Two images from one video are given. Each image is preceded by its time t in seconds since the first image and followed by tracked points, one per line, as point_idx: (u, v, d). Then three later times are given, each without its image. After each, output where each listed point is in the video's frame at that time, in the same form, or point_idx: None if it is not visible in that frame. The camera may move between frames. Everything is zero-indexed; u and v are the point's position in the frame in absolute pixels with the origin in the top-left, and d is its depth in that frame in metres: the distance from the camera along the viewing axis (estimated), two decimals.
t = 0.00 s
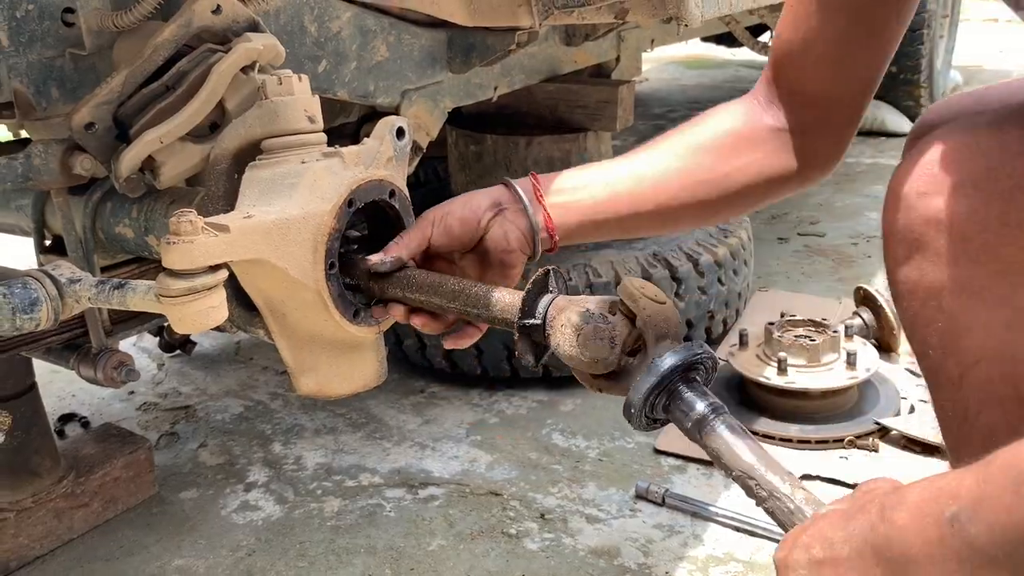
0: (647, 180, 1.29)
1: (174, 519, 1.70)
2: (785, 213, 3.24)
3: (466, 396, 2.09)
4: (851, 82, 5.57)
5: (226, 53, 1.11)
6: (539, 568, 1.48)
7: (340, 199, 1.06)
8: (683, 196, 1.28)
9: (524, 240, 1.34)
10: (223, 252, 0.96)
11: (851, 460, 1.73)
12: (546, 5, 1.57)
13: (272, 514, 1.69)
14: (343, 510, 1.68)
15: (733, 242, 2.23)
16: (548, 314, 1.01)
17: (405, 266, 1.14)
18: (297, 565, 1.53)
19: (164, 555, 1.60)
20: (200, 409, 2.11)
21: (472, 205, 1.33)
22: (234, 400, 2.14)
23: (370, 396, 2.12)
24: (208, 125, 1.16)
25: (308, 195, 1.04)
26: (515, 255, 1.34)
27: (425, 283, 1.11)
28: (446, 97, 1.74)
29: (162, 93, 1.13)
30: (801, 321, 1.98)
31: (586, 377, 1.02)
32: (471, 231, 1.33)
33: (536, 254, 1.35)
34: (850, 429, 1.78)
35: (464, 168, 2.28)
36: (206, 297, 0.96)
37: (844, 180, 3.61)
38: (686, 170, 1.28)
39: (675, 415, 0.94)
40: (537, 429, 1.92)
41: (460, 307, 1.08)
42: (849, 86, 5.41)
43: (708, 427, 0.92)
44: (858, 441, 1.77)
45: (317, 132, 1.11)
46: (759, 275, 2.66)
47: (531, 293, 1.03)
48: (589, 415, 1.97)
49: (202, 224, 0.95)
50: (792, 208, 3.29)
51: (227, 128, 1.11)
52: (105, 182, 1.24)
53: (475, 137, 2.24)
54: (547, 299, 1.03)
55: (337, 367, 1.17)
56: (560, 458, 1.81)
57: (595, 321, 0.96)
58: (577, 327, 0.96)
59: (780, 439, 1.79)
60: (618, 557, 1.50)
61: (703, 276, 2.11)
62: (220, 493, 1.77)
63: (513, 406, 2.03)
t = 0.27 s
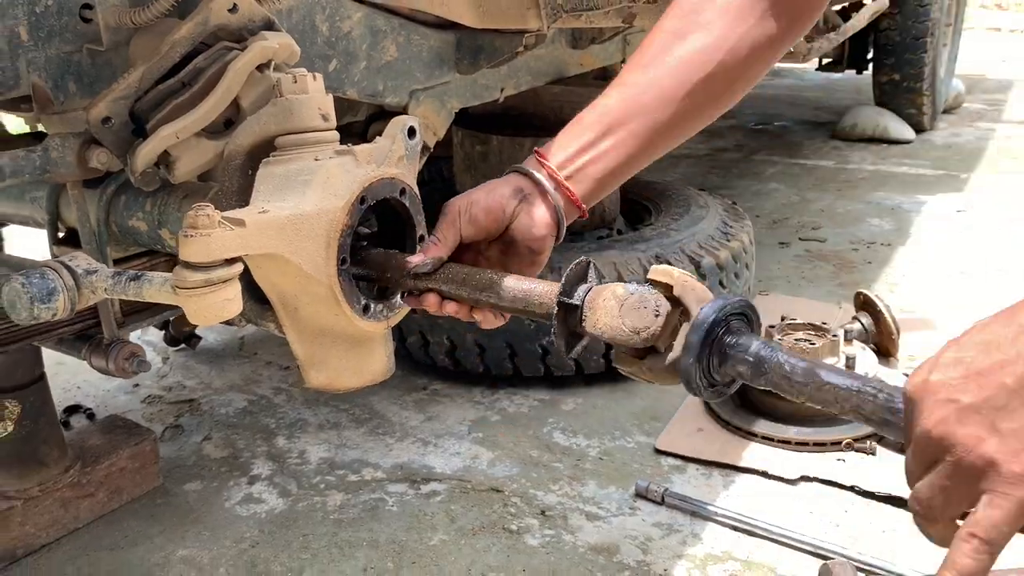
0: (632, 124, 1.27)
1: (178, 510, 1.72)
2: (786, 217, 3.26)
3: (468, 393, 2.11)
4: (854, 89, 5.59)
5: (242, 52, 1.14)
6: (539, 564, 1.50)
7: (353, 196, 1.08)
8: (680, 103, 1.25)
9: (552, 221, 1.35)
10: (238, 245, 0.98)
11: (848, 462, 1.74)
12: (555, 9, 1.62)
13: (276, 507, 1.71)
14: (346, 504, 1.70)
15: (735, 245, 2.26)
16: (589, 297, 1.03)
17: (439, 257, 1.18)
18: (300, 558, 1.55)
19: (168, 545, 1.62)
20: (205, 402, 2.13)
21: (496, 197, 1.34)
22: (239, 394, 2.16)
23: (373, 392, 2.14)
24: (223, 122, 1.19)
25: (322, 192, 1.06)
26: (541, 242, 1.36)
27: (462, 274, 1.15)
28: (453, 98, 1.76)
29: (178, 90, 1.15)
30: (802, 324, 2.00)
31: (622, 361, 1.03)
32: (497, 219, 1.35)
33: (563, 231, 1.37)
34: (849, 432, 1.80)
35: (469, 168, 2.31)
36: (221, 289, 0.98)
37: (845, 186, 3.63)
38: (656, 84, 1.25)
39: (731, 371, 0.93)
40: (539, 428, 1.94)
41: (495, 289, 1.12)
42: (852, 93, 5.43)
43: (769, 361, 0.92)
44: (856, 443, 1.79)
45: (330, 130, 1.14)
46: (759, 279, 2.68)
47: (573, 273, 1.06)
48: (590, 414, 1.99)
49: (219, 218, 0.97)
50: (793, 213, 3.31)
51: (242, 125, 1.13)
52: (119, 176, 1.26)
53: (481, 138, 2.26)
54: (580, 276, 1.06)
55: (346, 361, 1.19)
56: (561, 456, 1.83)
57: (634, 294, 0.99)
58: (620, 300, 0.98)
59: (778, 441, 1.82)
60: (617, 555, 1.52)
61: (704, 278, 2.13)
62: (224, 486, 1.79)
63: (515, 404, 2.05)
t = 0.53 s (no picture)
0: (753, 75, 1.37)
1: (181, 490, 1.80)
2: (773, 218, 3.35)
3: (460, 383, 2.19)
4: (845, 94, 5.68)
5: (252, 54, 1.22)
6: (525, 542, 1.59)
7: (353, 190, 1.16)
8: (790, 46, 1.36)
9: (694, 180, 1.40)
10: (247, 234, 1.06)
11: (821, 451, 1.83)
12: (547, 15, 1.67)
13: (274, 487, 1.79)
14: (341, 485, 1.78)
15: (719, 243, 2.35)
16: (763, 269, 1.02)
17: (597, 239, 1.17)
18: (297, 534, 1.64)
19: (171, 522, 1.70)
20: (206, 388, 2.21)
21: (639, 169, 1.36)
22: (239, 381, 2.24)
23: (368, 381, 2.22)
24: (232, 120, 1.26)
25: (325, 185, 1.14)
26: (689, 206, 1.38)
27: (622, 260, 1.13)
28: (448, 98, 1.84)
29: (191, 89, 1.23)
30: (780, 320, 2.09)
31: (808, 333, 0.99)
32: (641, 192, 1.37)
33: (707, 189, 1.41)
34: (824, 422, 1.90)
35: (464, 166, 2.40)
36: (231, 274, 1.06)
37: (831, 189, 3.72)
38: (771, 28, 1.35)
39: (939, 331, 0.93)
40: (527, 416, 2.03)
41: (621, 267, 1.12)
42: (843, 98, 5.52)
43: (981, 317, 0.91)
44: (828, 433, 1.88)
45: (333, 129, 1.22)
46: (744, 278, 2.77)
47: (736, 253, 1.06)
48: (576, 404, 2.07)
49: (231, 208, 1.05)
50: (780, 214, 3.40)
51: (250, 122, 1.21)
52: (133, 168, 1.34)
53: (476, 137, 2.35)
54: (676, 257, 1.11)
55: (345, 344, 1.27)
56: (548, 442, 1.91)
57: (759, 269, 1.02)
58: (815, 258, 0.98)
59: (755, 430, 1.90)
60: (599, 534, 1.60)
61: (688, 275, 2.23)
62: (225, 467, 1.87)
63: (505, 393, 2.13)
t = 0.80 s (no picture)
0: (895, 62, 1.43)
1: (171, 479, 1.87)
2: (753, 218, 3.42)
3: (442, 378, 2.27)
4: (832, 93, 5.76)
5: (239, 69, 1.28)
6: (499, 531, 1.66)
7: (332, 200, 1.23)
8: (932, 30, 1.39)
9: (847, 177, 1.49)
10: (232, 242, 1.13)
11: (786, 446, 1.91)
12: (526, 27, 1.73)
13: (261, 478, 1.86)
14: (325, 476, 1.85)
15: (694, 245, 2.42)
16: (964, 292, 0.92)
17: (758, 252, 1.15)
18: (282, 523, 1.71)
19: (161, 510, 1.77)
20: (196, 381, 2.28)
21: (793, 172, 1.45)
22: (228, 374, 2.31)
23: (353, 375, 2.29)
24: (220, 130, 1.33)
25: (306, 195, 1.21)
26: (847, 206, 1.46)
27: (795, 275, 1.10)
28: (433, 103, 1.90)
29: (181, 101, 1.30)
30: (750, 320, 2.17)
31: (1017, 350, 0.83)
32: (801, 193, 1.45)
33: (861, 184, 1.49)
34: (788, 419, 1.97)
35: (450, 166, 2.47)
36: (218, 279, 1.13)
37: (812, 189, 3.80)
38: (908, 13, 1.39)
39: None
40: (506, 410, 2.10)
41: (767, 281, 1.12)
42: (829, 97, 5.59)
43: None
44: (793, 430, 1.96)
45: (315, 141, 1.29)
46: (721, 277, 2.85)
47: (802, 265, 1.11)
48: (553, 399, 2.15)
49: (216, 217, 1.12)
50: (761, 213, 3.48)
51: (236, 134, 1.28)
52: (126, 174, 1.40)
53: (460, 138, 2.42)
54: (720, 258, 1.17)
55: (325, 343, 1.34)
56: (525, 436, 1.99)
57: (906, 287, 1.01)
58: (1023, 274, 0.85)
59: (724, 426, 1.98)
60: (570, 524, 1.68)
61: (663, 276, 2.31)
62: (213, 458, 1.94)
63: (485, 388, 2.21)
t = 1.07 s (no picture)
0: None
1: (145, 464, 1.80)
2: (747, 199, 3.36)
3: (427, 360, 2.20)
4: (825, 72, 5.68)
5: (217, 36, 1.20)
6: (486, 523, 1.61)
7: (316, 178, 1.15)
8: None
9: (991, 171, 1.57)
10: (206, 223, 1.05)
11: (781, 437, 1.86)
12: None
13: (239, 463, 1.79)
14: (306, 463, 1.79)
15: (690, 227, 2.35)
16: None
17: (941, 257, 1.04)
18: (260, 512, 1.64)
19: (134, 496, 1.70)
20: (173, 360, 2.20)
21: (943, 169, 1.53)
22: (207, 353, 2.23)
23: (337, 356, 2.22)
24: (196, 101, 1.25)
25: (287, 172, 1.13)
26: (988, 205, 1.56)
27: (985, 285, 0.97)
28: (423, 74, 1.82)
29: (154, 69, 1.22)
30: (746, 306, 2.12)
31: None
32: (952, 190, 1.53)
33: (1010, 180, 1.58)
34: (783, 409, 1.92)
35: (439, 141, 2.39)
36: (191, 263, 1.05)
37: (806, 170, 3.73)
38: None
39: None
40: (494, 395, 2.04)
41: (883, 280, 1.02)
42: (822, 76, 5.52)
43: None
44: (790, 420, 1.91)
45: (298, 114, 1.20)
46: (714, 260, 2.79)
47: (1014, 277, 0.91)
48: (542, 384, 2.09)
49: (189, 196, 1.04)
50: (754, 195, 3.42)
51: (213, 105, 1.20)
52: (95, 145, 1.32)
53: (450, 113, 2.34)
54: (869, 260, 1.03)
55: (306, 330, 1.27)
56: (513, 423, 1.92)
57: None
58: None
59: (718, 415, 1.93)
60: (559, 517, 1.63)
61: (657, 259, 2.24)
62: (189, 442, 1.87)
63: (473, 372, 2.14)
